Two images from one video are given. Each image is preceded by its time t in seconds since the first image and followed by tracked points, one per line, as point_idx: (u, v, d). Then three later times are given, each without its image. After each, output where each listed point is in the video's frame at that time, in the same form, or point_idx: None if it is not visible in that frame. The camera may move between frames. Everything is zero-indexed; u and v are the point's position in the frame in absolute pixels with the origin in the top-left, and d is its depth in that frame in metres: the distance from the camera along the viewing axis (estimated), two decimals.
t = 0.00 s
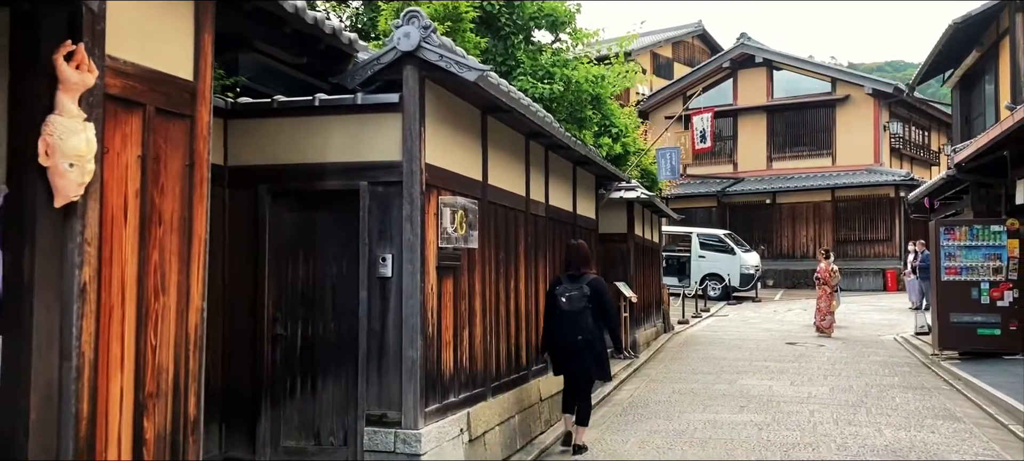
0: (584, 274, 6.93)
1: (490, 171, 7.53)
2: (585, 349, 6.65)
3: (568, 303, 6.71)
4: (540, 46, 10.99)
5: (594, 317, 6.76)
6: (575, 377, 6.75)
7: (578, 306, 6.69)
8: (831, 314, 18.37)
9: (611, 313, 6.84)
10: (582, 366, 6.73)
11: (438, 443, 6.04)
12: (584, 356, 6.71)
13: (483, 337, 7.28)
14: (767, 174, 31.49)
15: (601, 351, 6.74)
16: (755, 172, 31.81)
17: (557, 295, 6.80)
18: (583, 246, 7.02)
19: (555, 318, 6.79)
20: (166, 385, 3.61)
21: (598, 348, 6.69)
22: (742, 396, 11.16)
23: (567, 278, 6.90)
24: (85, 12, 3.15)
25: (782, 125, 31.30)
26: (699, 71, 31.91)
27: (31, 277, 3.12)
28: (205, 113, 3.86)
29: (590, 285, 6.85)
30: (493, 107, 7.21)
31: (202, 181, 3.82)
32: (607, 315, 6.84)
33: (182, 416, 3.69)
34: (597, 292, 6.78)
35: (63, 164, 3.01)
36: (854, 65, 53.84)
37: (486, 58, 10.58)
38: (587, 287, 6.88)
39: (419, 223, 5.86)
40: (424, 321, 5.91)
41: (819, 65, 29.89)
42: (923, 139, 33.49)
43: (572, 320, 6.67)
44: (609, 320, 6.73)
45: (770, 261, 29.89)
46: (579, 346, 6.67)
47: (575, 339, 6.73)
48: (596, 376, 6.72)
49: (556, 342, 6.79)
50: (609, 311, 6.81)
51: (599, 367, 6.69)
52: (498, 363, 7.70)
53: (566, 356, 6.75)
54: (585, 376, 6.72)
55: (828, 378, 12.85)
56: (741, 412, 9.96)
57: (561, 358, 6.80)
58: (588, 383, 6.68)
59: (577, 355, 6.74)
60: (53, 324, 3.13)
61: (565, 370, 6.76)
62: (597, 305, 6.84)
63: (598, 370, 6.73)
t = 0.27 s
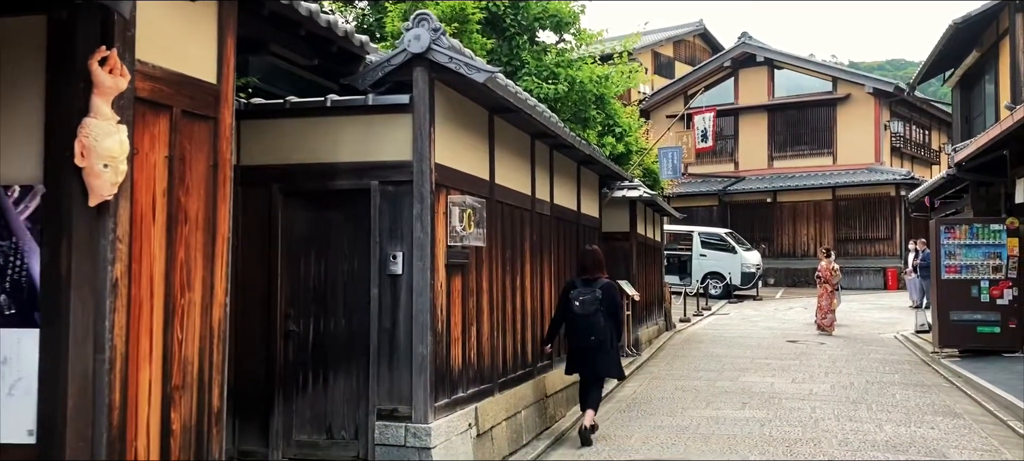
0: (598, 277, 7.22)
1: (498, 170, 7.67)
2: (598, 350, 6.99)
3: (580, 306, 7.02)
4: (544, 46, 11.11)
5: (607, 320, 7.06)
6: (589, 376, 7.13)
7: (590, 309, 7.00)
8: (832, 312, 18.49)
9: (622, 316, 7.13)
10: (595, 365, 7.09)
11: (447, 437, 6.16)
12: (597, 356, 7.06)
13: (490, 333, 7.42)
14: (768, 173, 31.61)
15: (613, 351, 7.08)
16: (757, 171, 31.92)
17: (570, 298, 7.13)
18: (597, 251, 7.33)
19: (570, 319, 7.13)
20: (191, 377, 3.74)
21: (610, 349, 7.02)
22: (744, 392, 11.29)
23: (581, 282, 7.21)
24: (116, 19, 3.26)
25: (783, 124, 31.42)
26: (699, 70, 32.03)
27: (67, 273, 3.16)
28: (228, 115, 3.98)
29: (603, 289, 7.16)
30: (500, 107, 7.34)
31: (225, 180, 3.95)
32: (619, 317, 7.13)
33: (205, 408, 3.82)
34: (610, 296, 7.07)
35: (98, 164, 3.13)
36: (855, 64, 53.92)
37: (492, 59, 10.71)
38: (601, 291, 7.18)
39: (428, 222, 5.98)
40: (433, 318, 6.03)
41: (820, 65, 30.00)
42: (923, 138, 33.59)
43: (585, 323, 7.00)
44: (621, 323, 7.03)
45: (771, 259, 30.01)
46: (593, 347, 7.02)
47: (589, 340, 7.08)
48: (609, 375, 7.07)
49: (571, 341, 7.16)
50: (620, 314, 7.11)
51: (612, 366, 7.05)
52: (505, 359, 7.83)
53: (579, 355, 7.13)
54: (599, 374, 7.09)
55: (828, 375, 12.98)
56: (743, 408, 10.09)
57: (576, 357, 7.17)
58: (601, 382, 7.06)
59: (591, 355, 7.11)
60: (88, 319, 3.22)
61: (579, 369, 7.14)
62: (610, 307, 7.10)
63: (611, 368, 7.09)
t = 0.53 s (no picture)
0: (610, 268, 7.70)
1: (506, 169, 7.81)
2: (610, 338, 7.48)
3: (593, 295, 7.52)
4: (550, 47, 11.26)
5: (619, 309, 7.55)
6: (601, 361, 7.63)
7: (602, 298, 7.49)
8: (834, 310, 18.64)
9: (633, 305, 7.57)
10: (606, 351, 7.59)
11: (459, 430, 6.31)
12: (608, 343, 7.56)
13: (500, 329, 7.58)
14: (769, 171, 31.75)
15: (625, 338, 7.56)
16: (757, 170, 32.06)
17: (585, 287, 7.61)
18: (610, 244, 7.77)
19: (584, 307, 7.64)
20: (220, 368, 3.90)
21: (622, 337, 7.51)
22: (746, 388, 11.45)
23: (595, 272, 7.69)
24: (154, 24, 3.41)
25: (784, 123, 31.57)
26: (700, 70, 32.17)
27: (110, 267, 3.34)
28: (255, 116, 4.14)
29: (616, 279, 7.64)
30: (509, 107, 7.48)
31: (252, 179, 4.10)
32: (630, 306, 7.58)
33: (234, 398, 3.98)
34: (622, 286, 7.53)
35: (139, 164, 3.27)
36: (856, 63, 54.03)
37: (498, 59, 10.86)
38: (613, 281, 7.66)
39: (441, 220, 6.13)
40: (445, 313, 6.18)
41: (821, 64, 30.12)
42: (924, 137, 33.73)
43: (598, 311, 7.50)
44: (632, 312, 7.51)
45: (772, 258, 30.17)
46: (605, 334, 7.51)
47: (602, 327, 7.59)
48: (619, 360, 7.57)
49: (585, 329, 7.65)
50: (631, 303, 7.56)
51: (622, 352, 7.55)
52: (513, 354, 7.98)
53: (592, 341, 7.63)
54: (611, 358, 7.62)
55: (830, 371, 13.14)
56: (746, 403, 10.25)
57: (589, 343, 7.67)
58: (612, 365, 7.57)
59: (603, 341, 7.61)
60: (128, 313, 3.35)
61: (592, 355, 7.65)
62: (622, 296, 7.57)
63: (621, 353, 7.61)
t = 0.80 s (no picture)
0: (625, 270, 8.43)
1: (513, 169, 7.96)
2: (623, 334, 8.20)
3: (611, 294, 8.24)
4: (554, 49, 11.44)
5: (633, 308, 8.28)
6: (615, 357, 8.32)
7: (619, 298, 8.23)
8: (834, 308, 18.78)
9: (646, 305, 8.34)
10: (620, 347, 8.28)
11: (468, 424, 6.46)
12: (623, 339, 8.26)
13: (507, 326, 7.73)
14: (769, 170, 31.88)
15: (639, 335, 8.29)
16: (758, 169, 32.20)
17: (602, 287, 8.33)
18: (625, 247, 8.50)
19: (600, 305, 8.34)
20: (245, 363, 4.06)
21: (635, 333, 8.22)
22: (748, 385, 11.59)
23: (611, 273, 8.43)
24: (185, 33, 3.61)
25: (784, 122, 31.71)
26: (701, 70, 32.31)
27: (145, 265, 3.52)
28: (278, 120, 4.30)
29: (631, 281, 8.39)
30: (516, 109, 7.63)
31: (276, 181, 4.26)
32: (644, 305, 8.34)
33: (257, 391, 4.18)
34: (636, 287, 8.29)
35: (173, 167, 3.47)
36: (856, 62, 54.15)
37: (505, 61, 11.01)
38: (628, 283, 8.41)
39: (451, 219, 6.28)
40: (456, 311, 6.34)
41: (822, 63, 30.26)
42: (924, 136, 33.88)
43: (614, 309, 8.23)
44: (644, 311, 8.24)
45: (773, 257, 30.31)
46: (620, 331, 8.24)
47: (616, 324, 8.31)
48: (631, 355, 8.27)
49: (601, 326, 8.36)
50: (645, 303, 8.32)
51: (634, 347, 8.25)
52: (520, 351, 8.14)
53: (607, 337, 8.32)
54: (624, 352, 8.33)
55: (830, 369, 13.29)
56: (748, 400, 10.40)
57: (604, 338, 8.37)
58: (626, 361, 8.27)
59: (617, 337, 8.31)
60: (163, 310, 3.54)
61: (606, 350, 8.34)
62: (636, 296, 8.34)
63: (633, 349, 8.30)
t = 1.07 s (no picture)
0: (636, 262, 9.11)
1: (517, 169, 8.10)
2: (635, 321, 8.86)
3: (622, 285, 8.93)
4: (557, 49, 11.60)
5: (643, 297, 8.96)
6: (629, 344, 8.97)
7: (629, 288, 8.93)
8: (834, 306, 18.91)
9: (655, 294, 9.01)
10: (633, 334, 8.93)
11: (475, 419, 6.61)
12: (634, 327, 8.92)
13: (512, 322, 7.88)
14: (770, 169, 32.00)
15: (649, 323, 8.94)
16: (759, 168, 32.34)
17: (614, 279, 9.01)
18: (635, 241, 9.16)
19: (613, 296, 9.02)
20: (263, 356, 4.21)
21: (646, 321, 8.89)
22: (749, 382, 11.73)
23: (622, 266, 9.12)
24: (208, 39, 3.79)
25: (785, 122, 31.85)
26: (701, 69, 32.45)
27: (172, 262, 3.68)
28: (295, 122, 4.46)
29: (641, 272, 9.08)
30: (521, 110, 7.77)
31: (292, 182, 4.41)
32: (654, 294, 9.02)
33: (275, 384, 4.34)
34: (647, 278, 8.97)
35: (198, 168, 3.63)
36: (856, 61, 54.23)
37: (509, 62, 11.15)
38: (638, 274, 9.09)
39: (458, 218, 6.42)
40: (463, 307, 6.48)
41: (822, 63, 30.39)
42: (924, 135, 34.00)
43: (626, 299, 8.90)
44: (653, 299, 8.91)
45: (773, 255, 30.43)
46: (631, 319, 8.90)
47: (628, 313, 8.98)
48: (643, 341, 8.93)
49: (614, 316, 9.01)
50: (654, 292, 9.00)
51: (645, 333, 8.90)
52: (524, 348, 8.28)
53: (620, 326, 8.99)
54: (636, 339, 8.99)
55: (830, 366, 13.43)
56: (749, 396, 10.55)
57: (618, 327, 9.03)
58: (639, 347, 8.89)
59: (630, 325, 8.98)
60: (189, 306, 3.72)
61: (620, 337, 9.00)
62: (646, 286, 9.02)
63: (645, 335, 8.95)
